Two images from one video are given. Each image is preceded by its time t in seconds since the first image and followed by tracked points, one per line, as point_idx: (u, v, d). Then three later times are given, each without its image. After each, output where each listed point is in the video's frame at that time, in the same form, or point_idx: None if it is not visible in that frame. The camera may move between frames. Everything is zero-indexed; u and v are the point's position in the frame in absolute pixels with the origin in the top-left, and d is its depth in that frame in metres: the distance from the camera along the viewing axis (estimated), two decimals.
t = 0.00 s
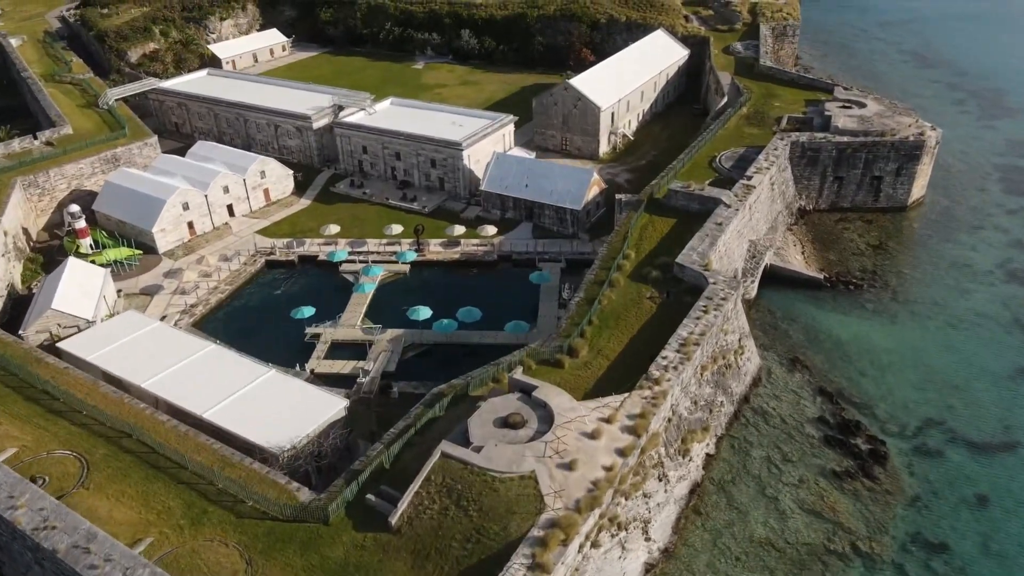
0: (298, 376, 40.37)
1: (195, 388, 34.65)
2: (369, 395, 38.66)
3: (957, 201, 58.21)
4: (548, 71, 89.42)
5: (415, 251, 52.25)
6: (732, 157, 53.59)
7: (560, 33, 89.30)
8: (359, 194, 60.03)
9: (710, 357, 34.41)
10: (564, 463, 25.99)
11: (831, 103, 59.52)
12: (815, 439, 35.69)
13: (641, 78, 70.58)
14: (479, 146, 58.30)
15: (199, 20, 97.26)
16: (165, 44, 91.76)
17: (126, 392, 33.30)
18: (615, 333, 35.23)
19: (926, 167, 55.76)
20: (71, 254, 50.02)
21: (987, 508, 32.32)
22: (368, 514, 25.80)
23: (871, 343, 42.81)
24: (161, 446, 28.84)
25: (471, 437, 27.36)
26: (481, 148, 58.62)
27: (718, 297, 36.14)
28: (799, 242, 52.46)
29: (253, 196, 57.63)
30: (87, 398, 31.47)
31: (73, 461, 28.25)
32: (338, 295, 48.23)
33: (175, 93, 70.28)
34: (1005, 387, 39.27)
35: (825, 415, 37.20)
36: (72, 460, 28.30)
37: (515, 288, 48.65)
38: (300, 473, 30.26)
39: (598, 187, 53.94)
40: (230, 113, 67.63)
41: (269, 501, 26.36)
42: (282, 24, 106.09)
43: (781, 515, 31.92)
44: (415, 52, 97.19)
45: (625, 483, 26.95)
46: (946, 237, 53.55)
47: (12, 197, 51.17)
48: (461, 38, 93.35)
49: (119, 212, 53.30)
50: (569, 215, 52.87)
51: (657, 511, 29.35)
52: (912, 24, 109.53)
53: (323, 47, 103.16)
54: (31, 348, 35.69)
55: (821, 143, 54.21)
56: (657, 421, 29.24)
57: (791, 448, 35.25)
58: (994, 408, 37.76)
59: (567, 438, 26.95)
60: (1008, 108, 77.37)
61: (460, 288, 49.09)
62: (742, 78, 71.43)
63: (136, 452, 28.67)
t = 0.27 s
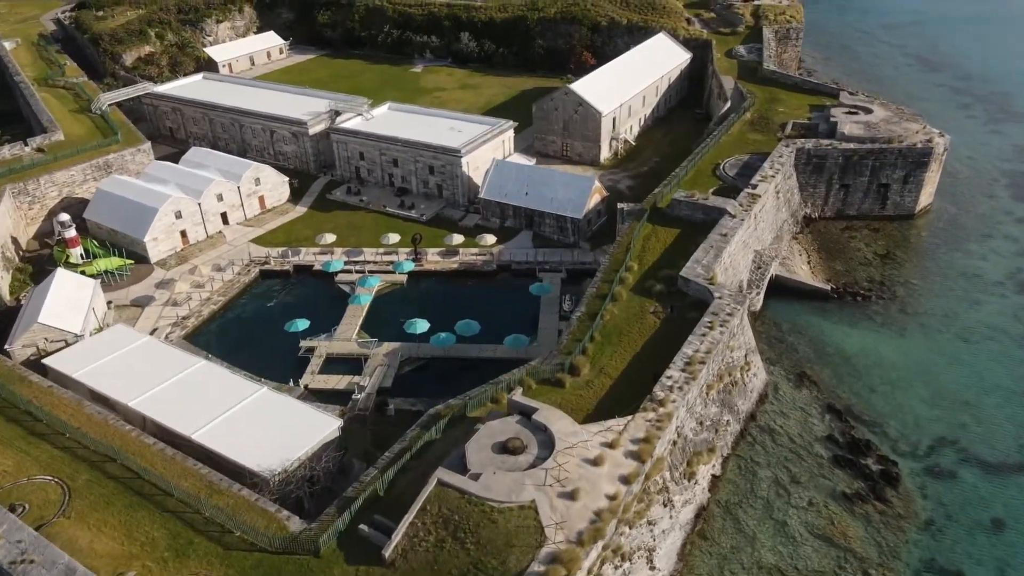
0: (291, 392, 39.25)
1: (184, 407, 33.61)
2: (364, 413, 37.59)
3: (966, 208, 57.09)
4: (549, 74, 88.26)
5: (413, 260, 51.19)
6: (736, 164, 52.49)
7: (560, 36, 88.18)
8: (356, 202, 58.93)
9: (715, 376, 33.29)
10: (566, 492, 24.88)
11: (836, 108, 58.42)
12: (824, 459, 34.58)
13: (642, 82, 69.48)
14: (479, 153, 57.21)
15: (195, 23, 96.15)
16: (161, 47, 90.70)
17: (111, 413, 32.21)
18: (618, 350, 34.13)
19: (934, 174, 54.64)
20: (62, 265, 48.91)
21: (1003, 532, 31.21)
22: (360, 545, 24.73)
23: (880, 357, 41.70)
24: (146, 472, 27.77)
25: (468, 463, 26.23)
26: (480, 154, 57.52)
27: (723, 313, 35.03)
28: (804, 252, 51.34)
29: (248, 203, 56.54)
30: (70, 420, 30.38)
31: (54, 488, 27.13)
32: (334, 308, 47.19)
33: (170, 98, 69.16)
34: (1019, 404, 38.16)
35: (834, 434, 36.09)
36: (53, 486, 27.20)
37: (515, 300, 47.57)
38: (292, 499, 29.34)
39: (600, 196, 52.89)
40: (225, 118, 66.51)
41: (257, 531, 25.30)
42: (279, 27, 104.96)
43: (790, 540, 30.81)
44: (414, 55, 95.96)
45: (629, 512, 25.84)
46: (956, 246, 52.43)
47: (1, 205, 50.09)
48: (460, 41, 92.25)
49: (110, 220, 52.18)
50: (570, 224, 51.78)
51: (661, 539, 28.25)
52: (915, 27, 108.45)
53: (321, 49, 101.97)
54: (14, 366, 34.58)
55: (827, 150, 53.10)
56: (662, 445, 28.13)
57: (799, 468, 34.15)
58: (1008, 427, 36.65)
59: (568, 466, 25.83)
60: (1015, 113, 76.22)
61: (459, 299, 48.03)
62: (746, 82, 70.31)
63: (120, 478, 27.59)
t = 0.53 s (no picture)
0: (284, 411, 38.03)
1: (172, 430, 32.49)
2: (359, 433, 36.41)
3: (975, 217, 55.89)
4: (549, 78, 87.01)
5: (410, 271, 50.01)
6: (741, 173, 51.28)
7: (561, 39, 86.89)
8: (353, 210, 57.74)
9: (722, 397, 32.10)
10: (568, 526, 23.67)
11: (843, 115, 57.24)
12: (835, 483, 33.38)
13: (644, 87, 68.31)
14: (477, 160, 56.03)
15: (191, 26, 94.92)
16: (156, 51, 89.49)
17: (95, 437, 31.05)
18: (621, 370, 32.92)
19: (943, 183, 53.44)
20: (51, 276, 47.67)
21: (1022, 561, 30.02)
22: None
23: (890, 373, 40.49)
24: (128, 501, 26.62)
25: (464, 495, 25.01)
26: (479, 161, 56.32)
27: (730, 331, 33.82)
28: (811, 262, 50.14)
29: (242, 212, 55.37)
30: (50, 445, 29.21)
31: (32, 519, 25.93)
32: (329, 322, 46.03)
33: (163, 103, 67.97)
34: None
35: (844, 456, 34.89)
36: (30, 517, 26.00)
37: (515, 313, 46.38)
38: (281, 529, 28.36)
39: (601, 205, 51.68)
40: (220, 124, 65.33)
41: (243, 567, 24.16)
42: (277, 29, 103.71)
43: (801, 569, 29.62)
44: (412, 58, 94.74)
45: (634, 546, 24.65)
46: (966, 256, 51.22)
47: None
48: (459, 44, 91.07)
49: (100, 230, 50.98)
50: (571, 234, 50.58)
51: (667, 571, 27.06)
52: (919, 29, 107.29)
53: (318, 53, 100.79)
54: None
55: (834, 158, 51.87)
56: (668, 473, 26.94)
57: (810, 492, 32.96)
58: None
59: (570, 497, 24.62)
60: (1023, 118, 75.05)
61: (457, 313, 46.89)
62: (749, 87, 69.15)
63: (101, 508, 26.43)
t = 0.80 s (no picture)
0: (277, 430, 36.82)
1: (157, 454, 31.28)
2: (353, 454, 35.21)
3: (985, 226, 54.67)
4: (549, 82, 85.85)
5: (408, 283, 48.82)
6: (745, 182, 50.08)
7: (561, 42, 85.92)
8: (349, 219, 56.52)
9: (730, 420, 30.87)
10: (570, 564, 22.44)
11: (850, 122, 56.05)
12: (846, 508, 32.16)
13: (646, 92, 67.15)
14: (476, 168, 54.83)
15: (187, 28, 93.72)
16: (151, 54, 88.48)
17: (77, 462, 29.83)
18: (625, 391, 31.71)
19: (952, 192, 52.23)
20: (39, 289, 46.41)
21: None
22: None
23: (901, 390, 39.26)
24: (108, 534, 25.40)
25: (461, 529, 23.76)
26: (478, 169, 55.11)
27: (738, 350, 32.59)
28: (818, 274, 48.93)
29: (236, 221, 54.20)
30: (29, 472, 28.00)
31: (8, 553, 24.69)
32: (324, 336, 44.85)
33: (157, 108, 66.75)
34: None
35: (856, 479, 33.67)
36: (6, 551, 24.77)
37: (514, 327, 45.17)
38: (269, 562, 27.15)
39: (603, 214, 50.48)
40: (214, 130, 64.12)
41: None
42: (274, 32, 102.46)
43: None
44: (411, 61, 93.55)
45: None
46: (976, 267, 50.00)
47: None
48: (458, 47, 89.84)
49: (90, 240, 49.79)
50: (572, 244, 49.38)
51: None
52: (923, 32, 106.19)
53: (316, 56, 99.62)
54: None
55: (842, 166, 50.65)
56: (675, 504, 25.72)
57: (820, 518, 31.74)
58: None
59: (572, 532, 23.36)
60: None
61: (455, 326, 45.67)
62: (753, 92, 68.00)
63: (80, 541, 25.19)
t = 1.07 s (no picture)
0: (268, 451, 35.59)
1: (142, 480, 30.10)
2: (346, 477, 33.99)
3: (996, 235, 53.46)
4: (549, 86, 84.63)
5: (404, 295, 47.63)
6: (750, 191, 48.88)
7: (561, 46, 84.92)
8: (345, 228, 55.31)
9: (739, 445, 29.64)
10: None
11: (857, 128, 54.85)
12: (859, 535, 30.94)
13: (648, 97, 65.95)
14: (475, 176, 53.62)
15: (182, 31, 92.48)
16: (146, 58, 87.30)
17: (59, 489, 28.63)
18: (628, 414, 30.47)
19: (962, 201, 51.01)
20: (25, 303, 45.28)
21: None
22: None
23: (913, 409, 38.03)
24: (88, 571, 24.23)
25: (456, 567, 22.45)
26: (477, 177, 53.90)
27: (746, 370, 31.33)
28: (825, 285, 47.71)
29: (229, 230, 53.00)
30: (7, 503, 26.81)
31: None
32: (318, 351, 43.66)
33: (150, 114, 65.55)
34: None
35: (868, 504, 32.44)
36: None
37: (514, 341, 43.96)
38: None
39: (604, 223, 49.30)
40: (208, 136, 62.93)
41: None
42: (271, 34, 101.18)
43: None
44: (410, 64, 92.27)
45: None
46: (988, 278, 48.79)
47: None
48: (457, 50, 88.60)
49: (79, 251, 48.59)
50: (573, 255, 48.17)
51: None
52: (928, 34, 105.04)
53: (313, 59, 98.38)
54: None
55: (849, 175, 49.42)
56: (682, 539, 24.50)
57: (832, 546, 30.51)
58: None
59: (575, 571, 22.05)
60: None
61: (453, 340, 44.47)
62: (757, 97, 66.82)
63: None
